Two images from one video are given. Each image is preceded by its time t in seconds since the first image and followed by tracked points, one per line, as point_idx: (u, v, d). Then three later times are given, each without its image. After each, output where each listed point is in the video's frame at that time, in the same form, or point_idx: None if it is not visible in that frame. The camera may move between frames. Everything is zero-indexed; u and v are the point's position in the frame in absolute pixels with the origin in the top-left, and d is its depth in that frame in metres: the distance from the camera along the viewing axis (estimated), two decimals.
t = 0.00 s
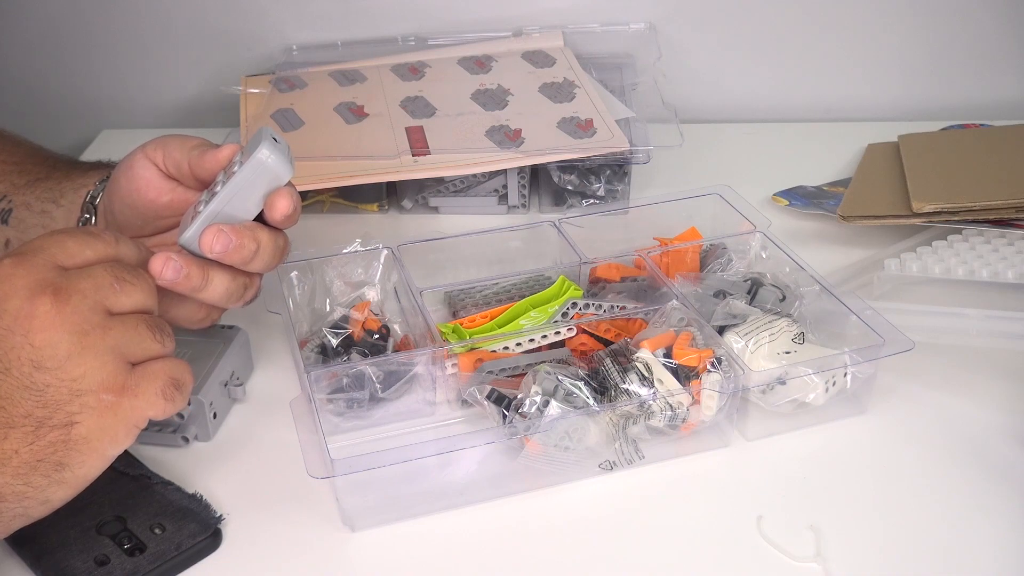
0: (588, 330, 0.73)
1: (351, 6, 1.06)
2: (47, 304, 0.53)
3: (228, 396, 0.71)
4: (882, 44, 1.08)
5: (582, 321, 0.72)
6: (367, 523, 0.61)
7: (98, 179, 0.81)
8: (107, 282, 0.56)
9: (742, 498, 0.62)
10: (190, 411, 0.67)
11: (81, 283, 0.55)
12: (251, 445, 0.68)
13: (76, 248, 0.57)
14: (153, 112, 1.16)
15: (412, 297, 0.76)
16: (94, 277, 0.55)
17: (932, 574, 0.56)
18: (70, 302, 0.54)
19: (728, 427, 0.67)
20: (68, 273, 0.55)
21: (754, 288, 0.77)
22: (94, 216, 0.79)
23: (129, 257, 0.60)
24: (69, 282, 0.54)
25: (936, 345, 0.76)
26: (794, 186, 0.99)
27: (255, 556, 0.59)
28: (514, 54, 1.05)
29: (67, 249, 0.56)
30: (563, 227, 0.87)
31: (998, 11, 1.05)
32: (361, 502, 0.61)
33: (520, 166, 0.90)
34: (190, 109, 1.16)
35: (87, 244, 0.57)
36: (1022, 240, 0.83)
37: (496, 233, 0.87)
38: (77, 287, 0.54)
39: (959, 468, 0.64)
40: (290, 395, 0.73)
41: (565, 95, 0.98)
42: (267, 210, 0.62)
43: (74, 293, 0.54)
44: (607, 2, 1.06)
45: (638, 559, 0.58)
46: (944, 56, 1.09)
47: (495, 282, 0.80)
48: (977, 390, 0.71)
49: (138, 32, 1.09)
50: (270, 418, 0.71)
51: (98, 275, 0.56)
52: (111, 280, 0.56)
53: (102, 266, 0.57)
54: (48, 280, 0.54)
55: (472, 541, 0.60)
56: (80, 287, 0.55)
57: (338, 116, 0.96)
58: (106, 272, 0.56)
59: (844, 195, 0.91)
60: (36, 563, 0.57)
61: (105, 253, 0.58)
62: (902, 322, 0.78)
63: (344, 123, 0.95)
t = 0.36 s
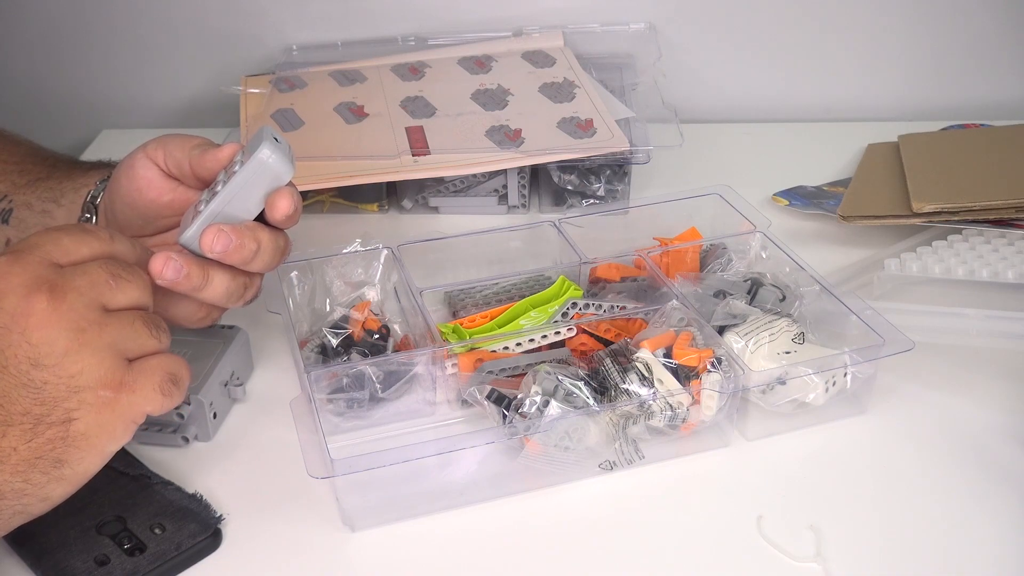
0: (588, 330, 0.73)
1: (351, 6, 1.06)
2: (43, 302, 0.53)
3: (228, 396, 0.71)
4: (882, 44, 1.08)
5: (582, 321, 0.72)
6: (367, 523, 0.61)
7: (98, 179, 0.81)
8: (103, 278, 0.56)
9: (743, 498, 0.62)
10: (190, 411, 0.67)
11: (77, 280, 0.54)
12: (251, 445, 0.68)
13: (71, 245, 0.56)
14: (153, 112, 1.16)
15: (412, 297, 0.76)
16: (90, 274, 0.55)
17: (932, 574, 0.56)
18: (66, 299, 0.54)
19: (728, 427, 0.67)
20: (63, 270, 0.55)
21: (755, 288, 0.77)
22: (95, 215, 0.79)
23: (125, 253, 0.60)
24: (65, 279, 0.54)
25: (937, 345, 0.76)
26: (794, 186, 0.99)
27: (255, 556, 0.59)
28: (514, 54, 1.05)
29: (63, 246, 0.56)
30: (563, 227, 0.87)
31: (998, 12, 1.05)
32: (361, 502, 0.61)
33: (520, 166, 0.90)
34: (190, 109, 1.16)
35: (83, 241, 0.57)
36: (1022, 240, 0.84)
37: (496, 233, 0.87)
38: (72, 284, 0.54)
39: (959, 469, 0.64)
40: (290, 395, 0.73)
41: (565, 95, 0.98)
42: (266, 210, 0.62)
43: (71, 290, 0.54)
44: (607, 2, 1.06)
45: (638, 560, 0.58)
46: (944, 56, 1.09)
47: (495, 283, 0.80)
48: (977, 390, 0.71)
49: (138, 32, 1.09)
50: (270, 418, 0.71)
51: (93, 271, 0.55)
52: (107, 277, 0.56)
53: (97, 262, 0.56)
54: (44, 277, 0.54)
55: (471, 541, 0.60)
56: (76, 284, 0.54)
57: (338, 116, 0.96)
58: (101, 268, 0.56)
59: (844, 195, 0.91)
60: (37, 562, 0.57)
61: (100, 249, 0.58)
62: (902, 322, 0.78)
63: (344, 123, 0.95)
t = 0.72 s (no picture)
0: (588, 331, 0.73)
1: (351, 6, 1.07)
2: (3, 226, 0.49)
3: (228, 395, 0.71)
4: (882, 44, 1.08)
5: (582, 321, 0.72)
6: (367, 524, 0.61)
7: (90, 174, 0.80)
8: (63, 181, 0.51)
9: (742, 498, 0.62)
10: (190, 411, 0.67)
11: (39, 193, 0.50)
12: (252, 445, 0.68)
13: (17, 140, 0.50)
14: (153, 112, 1.16)
15: (412, 297, 0.76)
16: (50, 181, 0.51)
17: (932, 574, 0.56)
18: (29, 222, 0.50)
19: (728, 427, 0.67)
20: (19, 179, 0.50)
21: (754, 288, 0.77)
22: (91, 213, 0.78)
23: (71, 137, 0.54)
24: (25, 194, 0.50)
25: (937, 345, 0.76)
26: (793, 186, 0.99)
27: (256, 555, 0.59)
28: (514, 54, 1.05)
29: (12, 142, 0.49)
30: (563, 227, 0.87)
31: (998, 12, 1.05)
32: (361, 503, 0.61)
33: (520, 166, 0.90)
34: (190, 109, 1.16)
35: (29, 130, 0.50)
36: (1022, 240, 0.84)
37: (496, 233, 0.88)
38: (35, 200, 0.50)
39: (959, 469, 0.64)
40: (290, 395, 0.73)
41: (565, 95, 0.98)
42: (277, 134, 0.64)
43: (34, 209, 0.50)
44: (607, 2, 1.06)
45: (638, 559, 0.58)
46: (944, 56, 1.09)
47: (495, 283, 0.80)
48: (977, 391, 0.71)
49: (138, 31, 1.09)
50: (269, 418, 0.71)
51: (52, 177, 0.51)
52: (66, 179, 0.51)
53: (51, 161, 0.51)
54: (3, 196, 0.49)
55: (471, 542, 0.60)
56: (38, 198, 0.50)
57: (339, 116, 0.96)
58: (59, 170, 0.51)
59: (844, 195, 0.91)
60: (36, 562, 0.57)
61: (50, 135, 0.52)
62: (903, 322, 0.78)
63: (344, 123, 0.95)
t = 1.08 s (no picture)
0: (588, 330, 0.73)
1: (351, 6, 1.07)
2: None
3: (228, 396, 0.71)
4: (882, 44, 1.08)
5: (582, 321, 0.73)
6: (367, 523, 0.61)
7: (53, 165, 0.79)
8: None
9: (742, 498, 0.62)
10: (190, 410, 0.67)
11: None
12: (252, 445, 0.68)
13: None
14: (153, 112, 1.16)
15: (412, 297, 0.76)
16: None
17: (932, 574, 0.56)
18: None
19: (727, 427, 0.67)
20: None
21: (754, 288, 0.77)
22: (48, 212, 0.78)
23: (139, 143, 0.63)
24: None
25: (936, 345, 0.76)
26: (793, 186, 0.99)
27: (255, 556, 0.59)
28: (514, 54, 1.05)
29: None
30: (562, 227, 0.87)
31: (999, 11, 1.05)
32: (362, 502, 0.61)
33: (520, 166, 0.90)
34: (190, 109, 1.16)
35: None
36: (1022, 240, 0.84)
37: (496, 233, 0.88)
38: None
39: (959, 469, 0.64)
40: (290, 395, 0.73)
41: (565, 95, 0.98)
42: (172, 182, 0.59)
43: None
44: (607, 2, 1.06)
45: (638, 559, 0.58)
46: (943, 56, 1.09)
47: (495, 282, 0.80)
48: (976, 391, 0.71)
49: (138, 31, 1.09)
50: (270, 418, 0.71)
51: None
52: None
53: None
54: None
55: (471, 542, 0.60)
56: None
57: (338, 116, 0.96)
58: None
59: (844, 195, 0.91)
60: (36, 561, 0.57)
61: None
62: (903, 321, 0.78)
63: (344, 123, 0.95)
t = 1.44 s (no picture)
0: (588, 330, 0.73)
1: (351, 6, 1.07)
2: None
3: (228, 396, 0.71)
4: (882, 43, 1.08)
5: (582, 321, 0.73)
6: (367, 523, 0.61)
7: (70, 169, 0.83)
8: None
9: (742, 498, 0.62)
10: (190, 411, 0.66)
11: None
12: (252, 445, 0.68)
13: None
14: (153, 112, 1.16)
15: (412, 297, 0.76)
16: None
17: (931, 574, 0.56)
18: None
19: (727, 427, 0.67)
20: None
21: (754, 288, 0.77)
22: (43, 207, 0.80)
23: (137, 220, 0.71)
24: None
25: (936, 344, 0.76)
26: (793, 185, 0.99)
27: (255, 557, 0.59)
28: (514, 54, 1.05)
29: None
30: (562, 227, 0.87)
31: (999, 12, 1.05)
32: (362, 502, 0.61)
33: (519, 166, 0.90)
34: (190, 109, 1.16)
35: None
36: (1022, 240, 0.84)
37: (496, 233, 0.88)
38: None
39: (960, 469, 0.64)
40: (290, 395, 0.73)
41: (565, 95, 0.98)
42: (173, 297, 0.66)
43: None
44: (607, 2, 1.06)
45: (638, 559, 0.58)
46: (943, 56, 1.09)
47: (495, 282, 0.80)
48: (976, 390, 0.71)
49: (138, 32, 1.09)
50: (269, 418, 0.70)
51: None
52: None
53: None
54: None
55: (470, 542, 0.60)
56: None
57: (338, 116, 0.96)
58: None
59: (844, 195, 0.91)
60: (36, 562, 0.57)
61: None
62: (903, 321, 0.78)
63: (344, 123, 0.95)
